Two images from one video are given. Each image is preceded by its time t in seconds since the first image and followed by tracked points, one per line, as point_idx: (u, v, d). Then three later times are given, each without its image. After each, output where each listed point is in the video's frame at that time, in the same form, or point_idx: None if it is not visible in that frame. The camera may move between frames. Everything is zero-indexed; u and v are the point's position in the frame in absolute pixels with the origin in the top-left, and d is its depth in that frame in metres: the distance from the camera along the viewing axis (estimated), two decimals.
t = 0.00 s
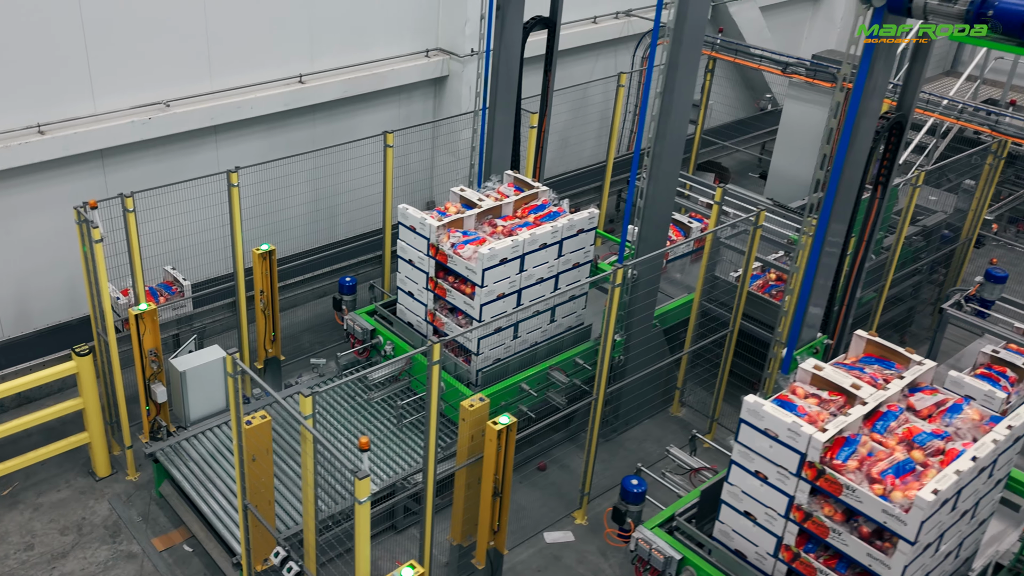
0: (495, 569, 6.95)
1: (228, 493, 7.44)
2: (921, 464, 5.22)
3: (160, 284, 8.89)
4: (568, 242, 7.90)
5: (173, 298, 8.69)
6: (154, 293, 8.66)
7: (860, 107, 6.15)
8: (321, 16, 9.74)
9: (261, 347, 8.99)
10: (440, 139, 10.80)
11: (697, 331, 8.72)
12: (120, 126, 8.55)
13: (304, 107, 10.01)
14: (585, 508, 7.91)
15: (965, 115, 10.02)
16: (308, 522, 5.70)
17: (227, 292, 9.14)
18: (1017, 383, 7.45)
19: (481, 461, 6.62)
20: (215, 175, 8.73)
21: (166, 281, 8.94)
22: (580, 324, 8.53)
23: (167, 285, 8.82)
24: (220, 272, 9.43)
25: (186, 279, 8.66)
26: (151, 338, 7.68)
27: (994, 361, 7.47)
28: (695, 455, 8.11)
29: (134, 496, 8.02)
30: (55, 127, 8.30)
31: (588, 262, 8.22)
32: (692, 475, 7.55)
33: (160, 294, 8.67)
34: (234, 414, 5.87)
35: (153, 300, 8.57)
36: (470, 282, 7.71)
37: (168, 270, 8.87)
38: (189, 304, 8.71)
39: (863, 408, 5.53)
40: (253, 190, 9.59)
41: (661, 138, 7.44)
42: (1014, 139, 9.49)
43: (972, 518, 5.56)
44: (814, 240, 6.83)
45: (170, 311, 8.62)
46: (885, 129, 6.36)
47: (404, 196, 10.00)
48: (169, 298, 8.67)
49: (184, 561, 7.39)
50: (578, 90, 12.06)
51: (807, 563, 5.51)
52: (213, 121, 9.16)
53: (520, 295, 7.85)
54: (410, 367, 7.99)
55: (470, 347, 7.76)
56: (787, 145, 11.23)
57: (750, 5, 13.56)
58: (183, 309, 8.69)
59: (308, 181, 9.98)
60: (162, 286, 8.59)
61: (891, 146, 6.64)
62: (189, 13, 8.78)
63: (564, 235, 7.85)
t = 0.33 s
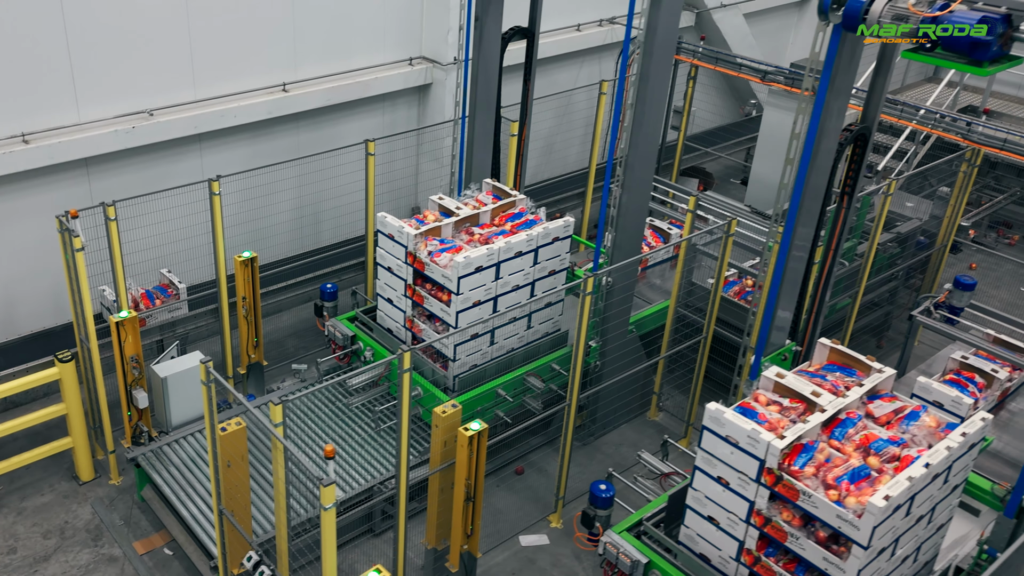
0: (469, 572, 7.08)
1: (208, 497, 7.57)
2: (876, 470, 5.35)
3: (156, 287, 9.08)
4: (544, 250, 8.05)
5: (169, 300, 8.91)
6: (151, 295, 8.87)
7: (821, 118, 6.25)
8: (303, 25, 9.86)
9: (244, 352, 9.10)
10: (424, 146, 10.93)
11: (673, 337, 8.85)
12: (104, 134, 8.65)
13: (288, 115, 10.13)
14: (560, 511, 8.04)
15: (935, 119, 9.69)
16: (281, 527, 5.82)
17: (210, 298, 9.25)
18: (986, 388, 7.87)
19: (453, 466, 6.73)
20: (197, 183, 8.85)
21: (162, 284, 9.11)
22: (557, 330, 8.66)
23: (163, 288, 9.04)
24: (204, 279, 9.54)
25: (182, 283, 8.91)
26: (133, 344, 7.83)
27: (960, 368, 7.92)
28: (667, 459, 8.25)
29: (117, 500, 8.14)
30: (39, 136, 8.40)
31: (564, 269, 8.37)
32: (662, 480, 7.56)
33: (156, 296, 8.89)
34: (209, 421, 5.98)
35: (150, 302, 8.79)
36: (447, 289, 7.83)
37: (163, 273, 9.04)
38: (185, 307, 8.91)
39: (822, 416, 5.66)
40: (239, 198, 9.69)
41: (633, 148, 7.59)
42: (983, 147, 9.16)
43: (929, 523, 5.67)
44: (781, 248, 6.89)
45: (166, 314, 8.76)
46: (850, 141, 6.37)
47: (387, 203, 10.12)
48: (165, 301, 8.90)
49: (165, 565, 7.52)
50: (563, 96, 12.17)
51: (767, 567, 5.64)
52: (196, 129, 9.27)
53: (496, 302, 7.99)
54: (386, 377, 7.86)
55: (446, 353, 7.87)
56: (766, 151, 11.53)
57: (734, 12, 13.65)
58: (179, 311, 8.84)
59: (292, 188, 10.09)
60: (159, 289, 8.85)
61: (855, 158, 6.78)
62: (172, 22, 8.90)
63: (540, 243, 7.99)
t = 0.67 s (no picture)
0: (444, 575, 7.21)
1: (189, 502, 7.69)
2: (835, 477, 5.48)
3: (153, 289, 9.31)
4: (520, 258, 8.20)
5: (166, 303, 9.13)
6: (148, 298, 9.10)
7: (786, 130, 6.36)
8: (287, 34, 9.99)
9: (227, 357, 9.22)
10: (410, 153, 11.06)
11: (650, 342, 8.97)
12: (89, 143, 8.77)
13: (273, 124, 10.24)
14: (537, 515, 8.17)
15: (915, 130, 9.78)
16: (255, 532, 5.92)
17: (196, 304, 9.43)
18: (957, 394, 8.01)
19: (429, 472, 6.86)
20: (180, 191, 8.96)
21: (159, 286, 9.36)
22: (535, 336, 8.80)
23: (160, 291, 9.26)
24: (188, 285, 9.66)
25: (179, 286, 9.13)
26: (115, 351, 7.97)
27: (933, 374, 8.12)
28: (641, 464, 8.39)
29: (101, 504, 8.25)
30: (25, 145, 8.52)
31: (541, 276, 8.53)
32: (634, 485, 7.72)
33: (153, 299, 9.12)
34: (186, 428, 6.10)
35: (147, 305, 9.02)
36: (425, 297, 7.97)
37: (160, 276, 9.29)
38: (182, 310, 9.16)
39: (784, 423, 5.79)
40: (225, 206, 9.81)
41: (608, 158, 7.74)
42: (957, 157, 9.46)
43: (889, 528, 5.80)
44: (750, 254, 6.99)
45: (163, 316, 9.06)
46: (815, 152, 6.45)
47: (370, 210, 10.24)
48: (162, 303, 9.12)
49: (146, 568, 7.64)
50: (548, 103, 12.28)
51: (730, 571, 5.77)
52: (181, 138, 9.39)
53: (474, 309, 8.13)
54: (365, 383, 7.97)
55: (425, 359, 8.01)
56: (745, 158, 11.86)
57: (719, 19, 13.75)
58: (176, 313, 9.12)
59: (277, 195, 10.20)
60: (156, 292, 9.10)
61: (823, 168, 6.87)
62: (157, 32, 9.03)
63: (516, 252, 8.13)
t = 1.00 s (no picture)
0: None
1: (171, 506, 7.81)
2: (797, 483, 5.62)
3: (150, 293, 9.49)
4: (499, 265, 8.33)
5: (164, 305, 9.31)
6: (146, 301, 9.28)
7: (754, 141, 6.46)
8: (272, 44, 10.11)
9: (212, 363, 9.33)
10: (396, 160, 11.19)
11: (628, 348, 9.10)
12: (75, 152, 8.88)
13: (258, 131, 10.35)
14: (515, 518, 8.29)
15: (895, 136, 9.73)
16: (231, 538, 6.03)
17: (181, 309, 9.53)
18: (927, 400, 8.15)
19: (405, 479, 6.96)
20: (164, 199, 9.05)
21: (157, 289, 9.54)
22: (514, 342, 8.92)
23: (158, 294, 9.46)
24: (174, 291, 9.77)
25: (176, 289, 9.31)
26: (99, 358, 8.11)
27: (905, 380, 8.27)
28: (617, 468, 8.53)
29: (85, 508, 8.36)
30: (10, 154, 8.62)
31: (519, 284, 8.67)
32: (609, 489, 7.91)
33: (151, 301, 9.30)
34: (163, 435, 6.20)
35: (145, 307, 9.19)
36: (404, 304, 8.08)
37: (157, 280, 9.47)
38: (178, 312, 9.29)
39: (749, 430, 5.91)
40: (211, 213, 9.92)
41: (584, 168, 7.88)
42: (931, 165, 9.46)
43: (851, 533, 5.93)
44: (722, 256, 7.01)
45: (160, 319, 9.22)
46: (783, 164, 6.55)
47: (355, 216, 10.35)
48: (160, 306, 9.30)
49: (129, 571, 7.76)
50: (533, 110, 12.42)
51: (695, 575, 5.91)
52: (167, 146, 9.51)
53: (453, 316, 8.25)
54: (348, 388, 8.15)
55: (404, 365, 8.09)
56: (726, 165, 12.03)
57: (704, 26, 13.88)
58: (172, 315, 9.25)
59: (263, 203, 10.30)
60: (155, 295, 9.31)
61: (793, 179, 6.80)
62: (142, 42, 9.15)
63: (495, 259, 8.26)
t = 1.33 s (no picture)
0: None
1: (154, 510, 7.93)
2: (761, 488, 5.74)
3: (150, 294, 9.72)
4: (479, 272, 8.45)
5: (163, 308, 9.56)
6: (145, 303, 9.50)
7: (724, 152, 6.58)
8: (259, 53, 10.23)
9: (198, 369, 9.46)
10: (383, 166, 11.31)
11: (608, 353, 9.22)
12: (62, 160, 8.99)
13: (244, 139, 10.45)
14: (495, 522, 8.40)
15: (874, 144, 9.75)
16: (209, 542, 6.16)
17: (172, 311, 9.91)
18: (901, 405, 8.29)
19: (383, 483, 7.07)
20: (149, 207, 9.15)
21: (156, 291, 9.75)
22: (495, 348, 9.05)
23: (157, 296, 9.68)
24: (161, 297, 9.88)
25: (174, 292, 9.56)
26: (84, 364, 8.24)
27: (879, 386, 8.36)
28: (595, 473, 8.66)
29: (71, 512, 8.47)
30: None
31: (500, 290, 8.78)
32: (586, 494, 8.06)
33: (150, 304, 9.52)
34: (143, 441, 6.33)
35: (144, 309, 9.42)
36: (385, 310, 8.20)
37: (156, 281, 9.67)
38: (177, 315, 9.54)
39: (716, 437, 6.03)
40: (198, 220, 10.03)
41: (562, 177, 8.01)
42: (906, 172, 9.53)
43: (816, 537, 6.06)
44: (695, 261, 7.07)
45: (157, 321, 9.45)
46: (753, 174, 6.65)
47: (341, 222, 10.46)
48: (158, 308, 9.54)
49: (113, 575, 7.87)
50: (520, 117, 12.54)
51: None
52: (153, 153, 9.61)
53: (434, 322, 8.37)
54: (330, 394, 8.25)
55: (386, 372, 8.21)
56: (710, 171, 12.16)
57: (691, 32, 14.02)
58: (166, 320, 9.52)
59: (251, 209, 10.41)
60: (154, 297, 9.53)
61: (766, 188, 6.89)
62: (128, 52, 9.26)
63: (475, 267, 8.38)
